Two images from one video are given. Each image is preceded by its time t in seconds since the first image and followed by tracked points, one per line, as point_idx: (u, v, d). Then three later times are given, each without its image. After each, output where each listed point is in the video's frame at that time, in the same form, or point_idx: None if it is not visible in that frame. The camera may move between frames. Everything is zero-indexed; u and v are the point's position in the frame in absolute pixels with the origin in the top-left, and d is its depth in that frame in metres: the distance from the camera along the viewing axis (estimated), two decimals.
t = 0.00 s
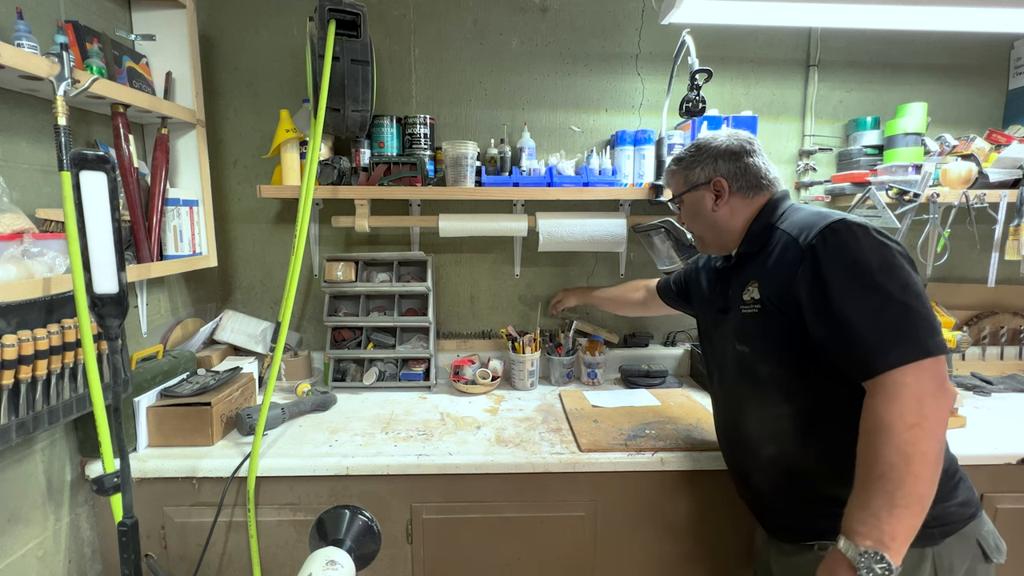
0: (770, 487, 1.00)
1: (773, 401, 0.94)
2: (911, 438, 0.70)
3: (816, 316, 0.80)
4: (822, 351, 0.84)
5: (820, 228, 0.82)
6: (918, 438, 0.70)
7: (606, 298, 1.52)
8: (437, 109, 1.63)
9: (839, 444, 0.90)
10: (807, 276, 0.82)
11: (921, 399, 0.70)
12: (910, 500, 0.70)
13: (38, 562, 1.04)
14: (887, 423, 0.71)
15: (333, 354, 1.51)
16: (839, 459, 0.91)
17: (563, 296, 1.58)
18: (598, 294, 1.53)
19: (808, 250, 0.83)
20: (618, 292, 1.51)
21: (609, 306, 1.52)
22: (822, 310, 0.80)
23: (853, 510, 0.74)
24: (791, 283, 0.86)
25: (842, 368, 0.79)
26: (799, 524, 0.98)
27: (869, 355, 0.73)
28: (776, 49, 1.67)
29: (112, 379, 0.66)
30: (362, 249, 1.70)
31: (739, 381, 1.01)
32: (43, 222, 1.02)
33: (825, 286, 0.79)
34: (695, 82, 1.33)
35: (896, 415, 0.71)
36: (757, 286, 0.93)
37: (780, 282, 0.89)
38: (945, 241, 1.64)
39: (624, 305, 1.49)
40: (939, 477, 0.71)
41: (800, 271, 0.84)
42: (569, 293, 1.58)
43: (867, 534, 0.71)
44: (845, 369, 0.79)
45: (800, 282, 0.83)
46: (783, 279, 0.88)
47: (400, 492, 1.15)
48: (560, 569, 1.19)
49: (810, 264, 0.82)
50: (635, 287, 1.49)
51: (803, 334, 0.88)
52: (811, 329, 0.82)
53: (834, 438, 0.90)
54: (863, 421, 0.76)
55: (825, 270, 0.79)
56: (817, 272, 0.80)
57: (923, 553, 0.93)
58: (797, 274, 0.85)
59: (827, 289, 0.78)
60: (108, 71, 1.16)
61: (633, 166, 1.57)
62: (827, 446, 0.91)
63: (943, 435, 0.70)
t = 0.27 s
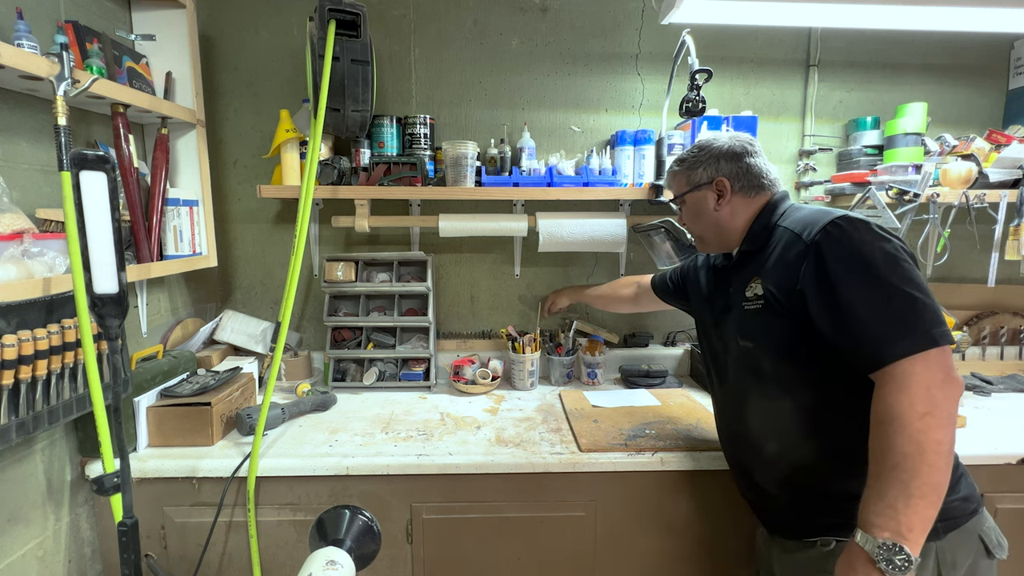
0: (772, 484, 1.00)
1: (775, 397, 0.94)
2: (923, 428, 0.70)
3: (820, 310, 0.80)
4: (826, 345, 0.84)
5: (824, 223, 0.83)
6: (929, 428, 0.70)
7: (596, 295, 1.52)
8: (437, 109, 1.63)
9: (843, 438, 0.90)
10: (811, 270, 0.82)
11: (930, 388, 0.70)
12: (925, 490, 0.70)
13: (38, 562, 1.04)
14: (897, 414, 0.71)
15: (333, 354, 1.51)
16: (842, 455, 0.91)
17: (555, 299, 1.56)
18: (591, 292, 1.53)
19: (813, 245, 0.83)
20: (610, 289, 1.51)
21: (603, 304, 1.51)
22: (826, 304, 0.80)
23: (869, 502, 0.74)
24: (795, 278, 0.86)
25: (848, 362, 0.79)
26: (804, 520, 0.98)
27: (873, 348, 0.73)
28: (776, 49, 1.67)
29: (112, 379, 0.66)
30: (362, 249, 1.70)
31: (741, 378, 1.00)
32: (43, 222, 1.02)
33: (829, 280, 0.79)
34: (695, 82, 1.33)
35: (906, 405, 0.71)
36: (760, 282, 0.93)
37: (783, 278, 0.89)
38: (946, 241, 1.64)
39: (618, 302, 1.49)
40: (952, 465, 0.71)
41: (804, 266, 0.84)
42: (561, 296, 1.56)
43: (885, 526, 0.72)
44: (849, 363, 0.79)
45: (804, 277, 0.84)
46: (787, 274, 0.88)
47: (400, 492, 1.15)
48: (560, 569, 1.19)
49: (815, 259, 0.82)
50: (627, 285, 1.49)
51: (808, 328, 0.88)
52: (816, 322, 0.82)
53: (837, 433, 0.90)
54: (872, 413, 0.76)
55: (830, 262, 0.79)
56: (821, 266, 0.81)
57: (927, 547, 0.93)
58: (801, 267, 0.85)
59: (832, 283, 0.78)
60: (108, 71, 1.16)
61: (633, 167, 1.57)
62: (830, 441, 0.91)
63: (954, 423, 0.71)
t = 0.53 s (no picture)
0: (774, 483, 1.00)
1: (777, 396, 0.94)
2: (922, 426, 0.70)
3: (823, 310, 0.81)
4: (829, 344, 0.84)
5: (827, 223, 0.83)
6: (927, 426, 0.70)
7: (586, 287, 1.53)
8: (437, 109, 1.63)
9: (844, 438, 0.90)
10: (814, 270, 0.82)
11: (930, 387, 0.71)
12: (922, 488, 0.70)
13: (38, 562, 1.04)
14: (897, 413, 0.71)
15: (334, 354, 1.51)
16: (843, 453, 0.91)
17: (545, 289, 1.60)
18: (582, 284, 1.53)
19: (816, 245, 0.83)
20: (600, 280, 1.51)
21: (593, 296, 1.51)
22: (829, 304, 0.80)
23: (866, 500, 0.74)
24: (797, 277, 0.86)
25: (849, 361, 0.79)
26: (805, 520, 0.98)
27: (875, 347, 0.73)
28: (776, 49, 1.67)
29: (112, 379, 0.66)
30: (362, 249, 1.70)
31: (742, 377, 1.01)
32: (43, 222, 1.02)
33: (832, 280, 0.79)
34: (695, 82, 1.33)
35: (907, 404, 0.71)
36: (763, 281, 0.93)
37: (785, 277, 0.89)
38: (946, 241, 1.64)
39: (608, 294, 1.48)
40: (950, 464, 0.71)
41: (806, 266, 0.84)
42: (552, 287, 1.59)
43: (880, 524, 0.72)
44: (852, 362, 0.79)
45: (806, 276, 0.84)
46: (789, 273, 0.88)
47: (400, 492, 1.15)
48: (560, 568, 1.19)
49: (817, 259, 0.82)
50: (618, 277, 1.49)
51: (810, 328, 0.88)
52: (818, 322, 0.82)
53: (838, 432, 0.90)
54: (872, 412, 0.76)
55: (833, 262, 0.79)
56: (824, 266, 0.81)
57: (928, 547, 0.93)
58: (804, 267, 0.85)
59: (834, 283, 0.78)
60: (108, 71, 1.16)
61: (633, 167, 1.57)
62: (832, 440, 0.91)
63: (953, 423, 0.71)
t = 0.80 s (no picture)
0: (777, 483, 1.00)
1: (781, 396, 0.94)
2: (931, 428, 0.70)
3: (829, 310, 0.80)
4: (834, 344, 0.84)
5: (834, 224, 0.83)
6: (936, 428, 0.70)
7: (586, 280, 1.53)
8: (437, 109, 1.63)
9: (848, 438, 0.90)
10: (820, 270, 0.82)
11: (938, 389, 0.71)
12: (931, 491, 0.70)
13: (38, 562, 1.04)
14: (906, 415, 0.71)
15: (333, 354, 1.51)
16: (847, 454, 0.91)
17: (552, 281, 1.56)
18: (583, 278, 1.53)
19: (822, 245, 0.83)
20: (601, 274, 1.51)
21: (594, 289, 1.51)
22: (835, 304, 0.80)
23: (873, 501, 0.74)
24: (802, 277, 0.86)
25: (855, 361, 0.79)
26: (808, 521, 0.98)
27: (882, 348, 0.73)
28: (776, 49, 1.67)
29: (112, 379, 0.66)
30: (362, 249, 1.70)
31: (746, 378, 1.00)
32: (44, 222, 1.02)
33: (839, 280, 0.79)
34: (695, 82, 1.33)
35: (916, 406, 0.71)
36: (768, 281, 0.93)
37: (790, 277, 0.89)
38: (946, 241, 1.64)
39: (608, 288, 1.48)
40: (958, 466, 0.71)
41: (812, 266, 0.84)
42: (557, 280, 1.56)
43: (888, 526, 0.72)
44: (858, 363, 0.78)
45: (812, 277, 0.84)
46: (794, 273, 0.88)
47: (400, 492, 1.15)
48: (560, 569, 1.19)
49: (824, 259, 0.82)
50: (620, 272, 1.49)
51: (815, 328, 0.88)
52: (824, 322, 0.82)
53: (842, 432, 0.90)
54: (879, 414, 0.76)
55: (840, 262, 0.79)
56: (830, 266, 0.81)
57: (931, 547, 0.92)
58: (810, 267, 0.85)
59: (841, 283, 0.78)
60: (108, 71, 1.16)
61: (633, 167, 1.57)
62: (836, 440, 0.91)
63: (962, 425, 0.71)
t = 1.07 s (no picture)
0: (778, 484, 1.00)
1: (783, 397, 0.94)
2: (934, 433, 0.70)
3: (830, 313, 0.81)
4: (836, 345, 0.84)
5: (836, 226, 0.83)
6: (939, 432, 0.70)
7: (585, 276, 1.51)
8: (437, 109, 1.63)
9: (850, 439, 0.90)
10: (822, 273, 0.82)
11: (939, 393, 0.71)
12: (938, 496, 0.70)
13: (38, 562, 1.04)
14: (909, 419, 0.71)
15: (333, 354, 1.51)
16: (848, 455, 0.91)
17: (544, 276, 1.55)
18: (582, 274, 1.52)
19: (824, 248, 0.83)
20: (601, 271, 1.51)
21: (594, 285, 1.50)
22: (836, 307, 0.80)
23: (883, 510, 0.74)
24: (804, 279, 0.86)
25: (856, 364, 0.79)
26: (810, 522, 0.98)
27: (883, 351, 0.73)
28: (776, 49, 1.67)
29: (112, 379, 0.66)
30: (362, 249, 1.70)
31: (747, 378, 1.01)
32: (43, 222, 1.02)
33: (840, 283, 0.79)
34: (695, 82, 1.33)
35: (919, 410, 0.71)
36: (769, 282, 0.93)
37: (792, 279, 0.89)
38: (946, 241, 1.64)
39: (609, 285, 1.48)
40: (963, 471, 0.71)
41: (814, 268, 0.84)
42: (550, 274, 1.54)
43: (899, 535, 0.72)
44: (859, 365, 0.79)
45: (813, 279, 0.84)
46: (796, 275, 0.88)
47: (400, 492, 1.15)
48: (560, 569, 1.19)
49: (825, 262, 0.82)
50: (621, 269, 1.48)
51: (817, 330, 0.88)
52: (826, 324, 0.82)
53: (843, 434, 0.90)
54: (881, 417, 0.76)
55: (841, 264, 0.79)
56: (832, 269, 0.81)
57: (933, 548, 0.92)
58: (811, 269, 0.85)
59: (842, 286, 0.78)
60: (108, 71, 1.16)
61: (633, 167, 1.57)
62: (838, 441, 0.91)
63: (965, 429, 0.71)
